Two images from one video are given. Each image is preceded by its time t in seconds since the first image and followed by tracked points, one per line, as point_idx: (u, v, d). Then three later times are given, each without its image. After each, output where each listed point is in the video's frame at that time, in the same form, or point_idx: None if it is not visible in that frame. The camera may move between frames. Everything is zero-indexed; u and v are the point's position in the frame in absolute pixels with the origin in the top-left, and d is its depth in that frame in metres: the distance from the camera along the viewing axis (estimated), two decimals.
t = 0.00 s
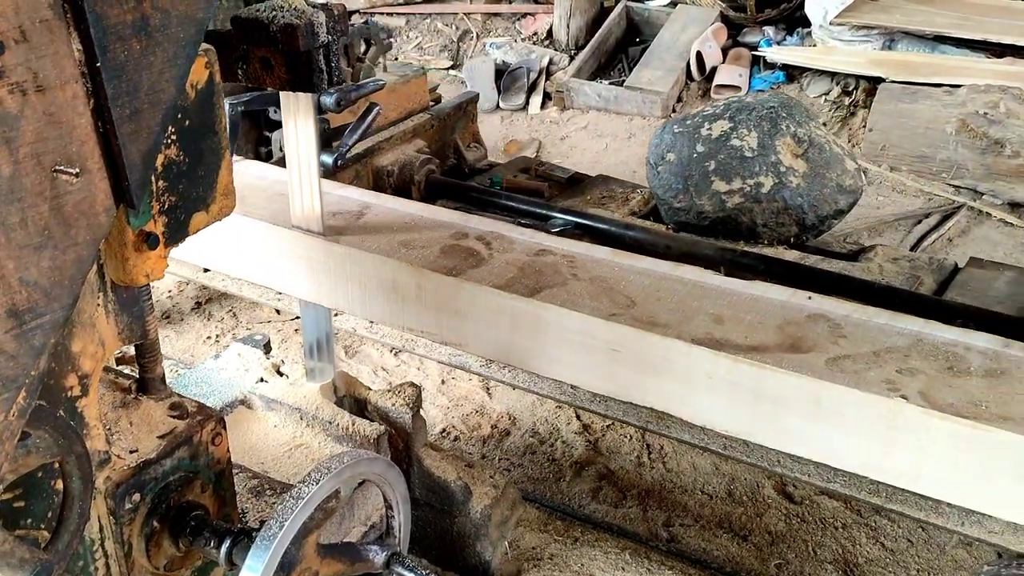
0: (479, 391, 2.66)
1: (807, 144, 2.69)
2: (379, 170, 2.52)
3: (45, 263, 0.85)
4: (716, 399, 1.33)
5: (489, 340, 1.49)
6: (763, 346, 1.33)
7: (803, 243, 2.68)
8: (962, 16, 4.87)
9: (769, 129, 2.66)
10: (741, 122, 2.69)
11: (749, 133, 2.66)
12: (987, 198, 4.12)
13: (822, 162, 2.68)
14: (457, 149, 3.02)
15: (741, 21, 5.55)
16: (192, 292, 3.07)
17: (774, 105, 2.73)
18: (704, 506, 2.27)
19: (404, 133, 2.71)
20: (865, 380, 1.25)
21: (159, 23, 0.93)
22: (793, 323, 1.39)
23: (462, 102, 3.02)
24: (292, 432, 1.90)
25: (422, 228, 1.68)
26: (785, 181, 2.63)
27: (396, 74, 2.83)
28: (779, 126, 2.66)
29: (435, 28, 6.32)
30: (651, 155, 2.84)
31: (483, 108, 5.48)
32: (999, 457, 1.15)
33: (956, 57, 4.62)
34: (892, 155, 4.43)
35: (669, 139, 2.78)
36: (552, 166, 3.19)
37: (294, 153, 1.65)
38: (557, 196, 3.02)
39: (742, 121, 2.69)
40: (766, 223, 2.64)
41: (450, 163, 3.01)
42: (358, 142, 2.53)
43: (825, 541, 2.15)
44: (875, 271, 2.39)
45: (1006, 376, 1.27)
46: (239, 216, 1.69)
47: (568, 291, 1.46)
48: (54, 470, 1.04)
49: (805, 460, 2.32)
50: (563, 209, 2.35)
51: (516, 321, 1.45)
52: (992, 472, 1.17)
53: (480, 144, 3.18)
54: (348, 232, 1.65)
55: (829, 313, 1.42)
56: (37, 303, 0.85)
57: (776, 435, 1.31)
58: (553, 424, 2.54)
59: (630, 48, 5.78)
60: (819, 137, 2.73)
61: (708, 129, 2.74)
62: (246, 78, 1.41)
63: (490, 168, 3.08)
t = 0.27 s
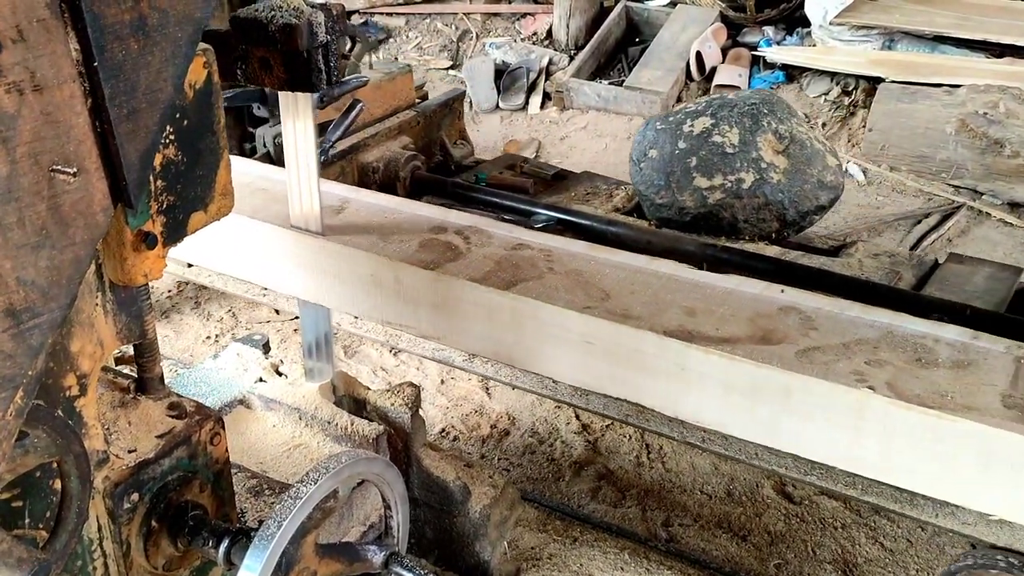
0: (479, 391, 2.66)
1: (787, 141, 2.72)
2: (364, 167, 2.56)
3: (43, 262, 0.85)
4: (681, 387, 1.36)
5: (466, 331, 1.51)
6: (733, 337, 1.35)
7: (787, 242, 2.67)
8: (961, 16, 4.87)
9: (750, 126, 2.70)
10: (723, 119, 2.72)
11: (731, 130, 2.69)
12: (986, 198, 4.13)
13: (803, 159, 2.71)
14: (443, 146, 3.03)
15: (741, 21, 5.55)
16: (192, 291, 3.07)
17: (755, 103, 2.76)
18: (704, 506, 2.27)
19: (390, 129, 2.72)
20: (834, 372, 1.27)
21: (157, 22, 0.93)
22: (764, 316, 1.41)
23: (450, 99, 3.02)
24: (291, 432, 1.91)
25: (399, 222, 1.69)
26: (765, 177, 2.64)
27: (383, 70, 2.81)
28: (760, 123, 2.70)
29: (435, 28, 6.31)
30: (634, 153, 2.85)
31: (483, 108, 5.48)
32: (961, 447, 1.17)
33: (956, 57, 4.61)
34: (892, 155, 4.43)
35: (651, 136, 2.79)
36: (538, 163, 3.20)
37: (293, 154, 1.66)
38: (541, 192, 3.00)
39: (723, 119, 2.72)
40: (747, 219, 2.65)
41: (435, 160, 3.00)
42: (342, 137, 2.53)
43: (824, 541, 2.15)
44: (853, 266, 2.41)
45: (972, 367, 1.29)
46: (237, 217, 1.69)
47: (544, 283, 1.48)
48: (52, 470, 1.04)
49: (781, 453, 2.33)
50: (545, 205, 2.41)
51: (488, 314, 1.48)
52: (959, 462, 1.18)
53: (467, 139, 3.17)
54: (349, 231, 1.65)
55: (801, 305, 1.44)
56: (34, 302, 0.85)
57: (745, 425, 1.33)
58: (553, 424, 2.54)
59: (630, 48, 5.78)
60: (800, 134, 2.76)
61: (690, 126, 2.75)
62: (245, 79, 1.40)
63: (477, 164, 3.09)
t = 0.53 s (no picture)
0: (478, 391, 2.67)
1: (768, 137, 2.70)
2: (349, 163, 2.58)
3: (40, 262, 0.85)
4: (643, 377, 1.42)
5: (442, 327, 1.57)
6: (703, 329, 1.41)
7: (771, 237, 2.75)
8: (960, 16, 4.87)
9: (730, 122, 2.69)
10: (703, 116, 2.72)
11: (711, 127, 2.69)
12: (984, 198, 4.13)
13: (783, 155, 2.69)
14: (428, 143, 3.02)
15: (740, 21, 5.56)
16: (191, 291, 3.07)
17: (735, 99, 2.75)
18: (702, 506, 2.27)
19: (374, 126, 2.72)
20: (801, 363, 1.33)
21: (155, 22, 0.93)
22: (736, 308, 1.47)
23: (435, 96, 3.02)
24: (290, 431, 1.90)
25: (383, 217, 1.74)
26: (745, 174, 2.64)
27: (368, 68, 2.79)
28: (740, 120, 2.69)
29: (434, 29, 6.31)
30: (616, 149, 2.85)
31: (482, 109, 5.46)
32: (923, 437, 1.24)
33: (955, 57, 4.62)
34: (891, 155, 4.44)
35: (633, 132, 2.80)
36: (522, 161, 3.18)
37: (292, 153, 1.67)
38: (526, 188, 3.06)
39: (704, 115, 2.72)
40: (727, 215, 2.66)
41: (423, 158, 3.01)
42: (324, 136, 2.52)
43: (822, 541, 2.16)
44: (832, 261, 2.52)
45: (938, 358, 1.35)
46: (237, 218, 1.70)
47: (519, 278, 1.54)
48: (51, 469, 1.04)
49: (757, 445, 2.25)
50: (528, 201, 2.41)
51: (462, 312, 1.53)
52: (922, 451, 1.25)
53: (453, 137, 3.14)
54: (346, 231, 1.67)
55: (771, 297, 1.50)
56: (32, 302, 0.85)
57: (714, 415, 1.39)
58: (551, 424, 2.55)
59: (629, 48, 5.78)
60: (781, 130, 2.74)
61: (671, 123, 2.75)
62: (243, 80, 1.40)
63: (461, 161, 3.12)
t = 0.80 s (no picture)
0: (478, 391, 2.67)
1: (748, 133, 2.63)
2: (334, 159, 2.54)
3: (42, 261, 0.86)
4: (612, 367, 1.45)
5: (419, 319, 1.60)
6: (674, 321, 1.43)
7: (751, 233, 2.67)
8: (960, 17, 4.87)
9: (711, 118, 2.62)
10: (684, 112, 2.64)
11: (692, 123, 2.61)
12: (984, 199, 4.17)
13: (763, 151, 2.62)
14: (415, 140, 3.02)
15: (739, 21, 5.56)
16: (191, 291, 3.07)
17: (716, 96, 2.68)
18: (702, 505, 2.28)
19: (360, 124, 2.72)
20: (769, 354, 1.35)
21: (157, 22, 0.94)
22: (708, 300, 1.49)
23: (422, 94, 3.00)
24: (291, 431, 1.89)
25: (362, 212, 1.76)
26: (725, 169, 2.56)
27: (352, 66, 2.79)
28: (720, 116, 2.62)
29: (434, 29, 6.31)
30: (598, 146, 2.77)
31: (482, 109, 5.47)
32: (890, 428, 1.26)
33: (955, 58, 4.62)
34: (891, 155, 4.44)
35: (614, 129, 2.72)
36: (507, 159, 3.22)
37: (292, 153, 1.67)
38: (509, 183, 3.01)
39: (685, 112, 2.64)
40: (708, 211, 2.58)
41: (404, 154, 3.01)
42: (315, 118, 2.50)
43: (822, 541, 2.16)
44: (812, 256, 2.36)
45: (906, 349, 1.37)
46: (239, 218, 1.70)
47: (495, 270, 1.56)
48: (52, 468, 1.04)
49: (734, 437, 2.14)
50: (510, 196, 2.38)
51: (436, 305, 1.57)
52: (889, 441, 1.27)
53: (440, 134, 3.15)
54: (349, 231, 1.68)
55: (743, 291, 1.52)
56: (34, 301, 0.86)
57: (685, 404, 1.41)
58: (551, 423, 2.55)
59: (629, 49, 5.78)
60: (762, 127, 2.67)
61: (652, 119, 2.68)
62: (244, 79, 1.41)
63: (447, 159, 3.10)
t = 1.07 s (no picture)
0: (478, 391, 2.68)
1: (730, 128, 2.51)
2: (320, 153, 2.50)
3: (45, 259, 0.86)
4: (586, 357, 1.46)
5: (395, 309, 1.61)
6: (646, 312, 1.44)
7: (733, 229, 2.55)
8: (959, 17, 4.88)
9: (692, 115, 2.51)
10: (665, 109, 2.54)
11: (673, 120, 2.51)
12: (984, 198, 4.18)
13: (745, 147, 2.49)
14: (401, 136, 2.98)
15: (739, 21, 5.56)
16: (191, 291, 3.07)
17: (698, 93, 2.57)
18: (702, 504, 2.28)
19: (347, 121, 2.72)
20: (738, 344, 1.36)
21: (160, 22, 0.94)
22: (680, 291, 1.50)
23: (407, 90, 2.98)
24: (292, 430, 1.88)
25: (350, 209, 1.77)
26: (706, 164, 2.45)
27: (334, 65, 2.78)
28: (701, 113, 2.51)
29: (434, 29, 6.32)
30: (581, 144, 2.68)
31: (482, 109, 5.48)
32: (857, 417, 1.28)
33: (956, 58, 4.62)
34: (891, 155, 4.45)
35: (596, 125, 2.62)
36: (491, 154, 3.06)
37: (294, 154, 1.67)
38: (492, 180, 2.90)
39: (666, 109, 2.54)
40: (688, 207, 2.46)
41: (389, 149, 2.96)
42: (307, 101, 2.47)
43: (823, 540, 2.16)
44: (790, 251, 2.32)
45: (873, 339, 1.38)
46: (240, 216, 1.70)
47: (471, 263, 1.58)
48: (54, 467, 1.05)
49: (712, 428, 2.08)
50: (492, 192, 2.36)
51: (407, 293, 1.58)
52: (860, 430, 1.28)
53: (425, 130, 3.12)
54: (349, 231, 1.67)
55: (715, 283, 1.53)
56: (38, 298, 0.86)
57: (670, 399, 1.42)
58: (551, 423, 2.55)
59: (629, 49, 5.78)
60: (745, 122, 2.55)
61: (634, 116, 2.57)
62: (245, 79, 1.41)
63: (432, 156, 3.02)
